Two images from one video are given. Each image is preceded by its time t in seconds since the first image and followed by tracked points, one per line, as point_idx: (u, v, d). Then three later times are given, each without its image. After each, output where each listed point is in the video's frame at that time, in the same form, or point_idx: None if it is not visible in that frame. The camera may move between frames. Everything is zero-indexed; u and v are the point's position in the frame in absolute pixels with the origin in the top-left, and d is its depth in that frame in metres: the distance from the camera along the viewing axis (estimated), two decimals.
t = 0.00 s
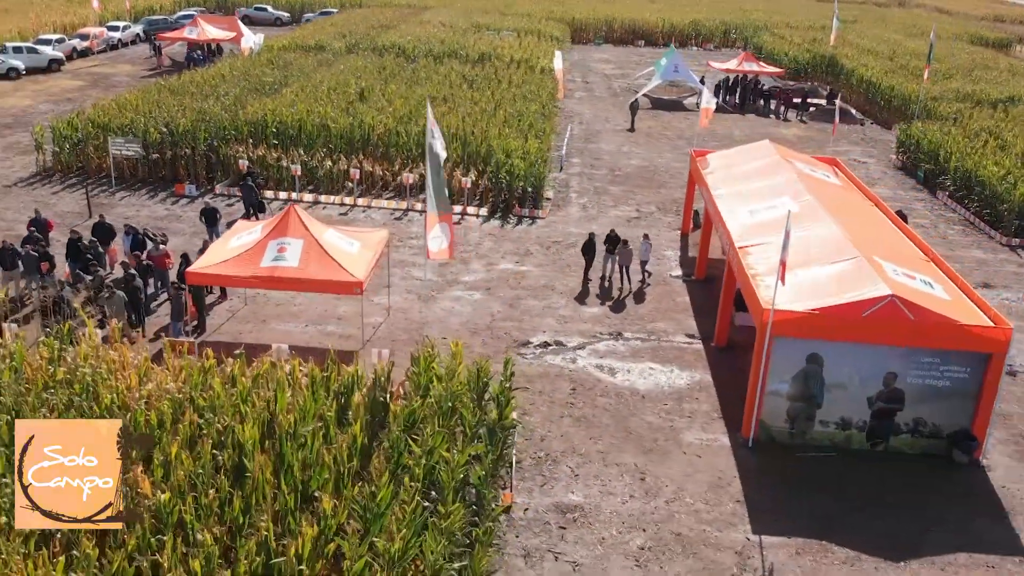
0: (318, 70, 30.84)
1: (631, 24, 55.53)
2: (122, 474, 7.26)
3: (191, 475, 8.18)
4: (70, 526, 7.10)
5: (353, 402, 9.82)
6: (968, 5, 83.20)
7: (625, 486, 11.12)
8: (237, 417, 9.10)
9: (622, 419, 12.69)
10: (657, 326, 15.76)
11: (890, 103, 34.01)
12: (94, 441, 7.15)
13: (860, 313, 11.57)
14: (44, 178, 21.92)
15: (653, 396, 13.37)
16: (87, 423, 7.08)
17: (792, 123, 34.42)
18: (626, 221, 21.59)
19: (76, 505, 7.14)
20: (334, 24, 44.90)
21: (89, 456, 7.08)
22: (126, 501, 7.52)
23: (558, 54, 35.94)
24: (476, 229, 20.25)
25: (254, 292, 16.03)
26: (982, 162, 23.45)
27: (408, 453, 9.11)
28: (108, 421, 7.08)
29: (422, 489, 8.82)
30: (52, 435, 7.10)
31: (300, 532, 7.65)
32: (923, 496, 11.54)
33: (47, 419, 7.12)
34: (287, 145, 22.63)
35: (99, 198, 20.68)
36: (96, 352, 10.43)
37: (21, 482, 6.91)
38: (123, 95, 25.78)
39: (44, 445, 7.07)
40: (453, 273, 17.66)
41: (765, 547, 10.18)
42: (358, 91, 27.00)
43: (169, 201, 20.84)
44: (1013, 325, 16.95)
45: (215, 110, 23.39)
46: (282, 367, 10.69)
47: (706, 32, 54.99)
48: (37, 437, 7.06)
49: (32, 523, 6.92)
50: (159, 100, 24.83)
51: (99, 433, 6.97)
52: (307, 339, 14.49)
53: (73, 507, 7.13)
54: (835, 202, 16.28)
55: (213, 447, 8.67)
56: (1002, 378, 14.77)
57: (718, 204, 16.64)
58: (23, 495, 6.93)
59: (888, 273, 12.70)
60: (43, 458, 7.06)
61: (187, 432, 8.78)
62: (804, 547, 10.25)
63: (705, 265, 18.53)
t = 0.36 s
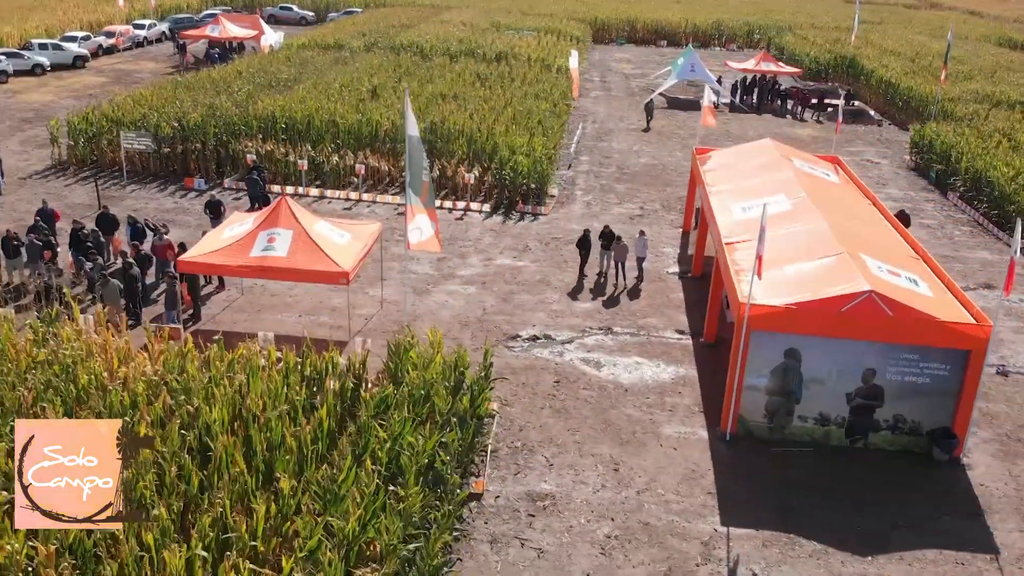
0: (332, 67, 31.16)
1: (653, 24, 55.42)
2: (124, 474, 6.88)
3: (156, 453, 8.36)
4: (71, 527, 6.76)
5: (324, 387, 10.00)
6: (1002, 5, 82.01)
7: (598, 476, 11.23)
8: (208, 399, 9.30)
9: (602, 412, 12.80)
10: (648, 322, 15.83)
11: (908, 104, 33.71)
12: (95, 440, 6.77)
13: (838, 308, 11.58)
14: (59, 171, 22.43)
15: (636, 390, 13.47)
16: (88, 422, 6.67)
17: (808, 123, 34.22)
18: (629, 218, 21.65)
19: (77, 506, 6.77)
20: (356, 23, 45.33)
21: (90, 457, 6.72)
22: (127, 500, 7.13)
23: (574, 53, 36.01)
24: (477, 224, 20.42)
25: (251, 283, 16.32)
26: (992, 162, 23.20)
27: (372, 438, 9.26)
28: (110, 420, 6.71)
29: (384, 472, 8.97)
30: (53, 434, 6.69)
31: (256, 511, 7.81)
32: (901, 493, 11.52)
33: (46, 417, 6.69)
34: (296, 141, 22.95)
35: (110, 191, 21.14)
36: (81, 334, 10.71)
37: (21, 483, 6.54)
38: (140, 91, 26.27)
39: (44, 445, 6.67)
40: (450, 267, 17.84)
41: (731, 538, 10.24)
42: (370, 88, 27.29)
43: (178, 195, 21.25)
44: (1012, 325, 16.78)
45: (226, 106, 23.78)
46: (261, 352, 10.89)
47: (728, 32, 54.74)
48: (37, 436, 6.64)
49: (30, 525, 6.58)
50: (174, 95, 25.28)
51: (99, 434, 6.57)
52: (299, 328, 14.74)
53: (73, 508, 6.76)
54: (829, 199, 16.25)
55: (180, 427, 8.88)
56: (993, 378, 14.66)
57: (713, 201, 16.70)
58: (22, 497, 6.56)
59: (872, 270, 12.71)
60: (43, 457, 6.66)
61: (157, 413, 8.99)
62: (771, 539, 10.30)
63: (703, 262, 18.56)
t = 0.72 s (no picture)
0: (349, 65, 31.55)
1: (678, 25, 55.30)
2: (124, 474, 6.94)
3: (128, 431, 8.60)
4: (70, 526, 6.81)
5: (302, 372, 10.22)
6: None
7: (573, 466, 11.36)
8: (185, 382, 9.53)
9: (585, 404, 12.92)
10: (641, 318, 15.91)
11: (927, 105, 33.38)
12: (95, 440, 6.82)
13: (818, 304, 11.61)
14: (76, 164, 22.96)
15: (622, 383, 13.57)
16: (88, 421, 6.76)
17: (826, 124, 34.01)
18: (633, 215, 21.72)
19: (78, 506, 6.82)
20: (379, 22, 45.82)
21: (90, 456, 6.77)
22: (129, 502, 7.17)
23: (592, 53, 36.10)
24: (481, 220, 20.60)
25: (252, 274, 16.63)
26: (1005, 164, 22.96)
27: (341, 422, 9.42)
28: (110, 419, 6.80)
29: (350, 456, 9.13)
30: (52, 434, 6.76)
31: (217, 489, 8.03)
32: (882, 490, 11.49)
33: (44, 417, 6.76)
34: (307, 137, 23.30)
35: (124, 183, 21.61)
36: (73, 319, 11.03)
37: (20, 483, 6.59)
38: (159, 87, 26.80)
39: (43, 445, 6.74)
40: (449, 261, 18.04)
41: (700, 529, 10.32)
42: (384, 86, 27.60)
43: (190, 188, 21.66)
44: (1011, 326, 16.63)
45: (240, 102, 24.20)
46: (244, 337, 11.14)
47: (754, 33, 54.43)
48: (36, 437, 6.72)
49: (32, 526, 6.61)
50: (191, 91, 25.75)
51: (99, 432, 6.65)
52: (294, 317, 15.01)
53: (75, 509, 6.81)
54: (826, 197, 16.21)
55: (154, 408, 9.12)
56: (986, 378, 14.55)
57: (710, 198, 16.77)
58: (22, 497, 6.60)
59: (857, 267, 12.72)
60: (43, 458, 6.73)
61: (134, 393, 9.24)
62: (740, 531, 10.36)
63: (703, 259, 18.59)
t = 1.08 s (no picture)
0: (366, 63, 31.89)
1: (703, 25, 55.10)
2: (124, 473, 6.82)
3: (108, 411, 8.87)
4: (70, 526, 6.72)
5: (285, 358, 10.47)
6: None
7: (554, 456, 11.49)
8: (167, 366, 9.80)
9: (571, 397, 13.03)
10: (636, 314, 15.98)
11: (948, 107, 33.05)
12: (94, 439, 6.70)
13: (801, 299, 11.64)
14: (94, 158, 23.47)
15: (610, 378, 13.67)
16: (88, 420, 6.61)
17: (844, 124, 33.77)
18: (640, 213, 21.77)
19: (77, 506, 6.72)
20: (401, 22, 46.20)
21: (90, 456, 6.65)
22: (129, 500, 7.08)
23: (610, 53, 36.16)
24: (487, 217, 20.76)
25: (255, 266, 16.93)
26: (1018, 164, 22.73)
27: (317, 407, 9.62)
28: (109, 420, 6.63)
29: (323, 441, 9.33)
30: (53, 434, 6.65)
31: (187, 468, 8.29)
32: (866, 486, 11.48)
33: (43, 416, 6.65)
34: (319, 133, 23.62)
35: (139, 177, 22.05)
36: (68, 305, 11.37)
37: (20, 483, 6.48)
38: (178, 83, 27.28)
39: (43, 445, 6.63)
40: (451, 256, 18.22)
41: (674, 520, 10.42)
42: (398, 83, 27.87)
43: (202, 182, 22.05)
44: (1012, 328, 16.48)
45: (255, 99, 24.59)
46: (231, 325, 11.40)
47: (779, 33, 54.07)
48: (36, 436, 6.62)
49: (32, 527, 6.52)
50: (208, 87, 26.19)
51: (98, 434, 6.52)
52: (293, 307, 15.26)
53: (74, 509, 6.71)
54: (825, 195, 16.19)
55: (134, 390, 9.39)
56: (981, 378, 14.47)
57: (708, 196, 16.83)
58: (22, 497, 6.51)
59: (845, 263, 12.75)
60: (43, 458, 6.62)
61: (117, 376, 9.51)
62: (714, 523, 10.44)
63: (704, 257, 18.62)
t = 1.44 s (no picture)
0: (385, 61, 32.21)
1: (729, 26, 54.83)
2: (122, 473, 7.20)
3: (92, 390, 9.17)
4: (70, 526, 7.01)
5: (271, 343, 10.73)
6: None
7: (536, 446, 11.64)
8: (154, 349, 10.08)
9: (560, 389, 13.17)
10: (634, 309, 16.08)
11: (970, 109, 32.69)
12: (93, 439, 7.10)
13: (785, 295, 11.69)
14: (114, 151, 23.96)
15: (601, 372, 13.78)
16: (86, 423, 7.02)
17: (864, 126, 33.52)
18: (647, 211, 21.83)
19: (75, 506, 7.03)
20: (425, 21, 46.52)
21: (90, 456, 7.04)
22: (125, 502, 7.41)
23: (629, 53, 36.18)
24: (494, 213, 20.95)
25: (260, 258, 17.24)
26: None
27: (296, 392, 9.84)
28: (108, 420, 7.05)
29: (300, 424, 9.55)
30: (53, 435, 7.05)
31: (163, 446, 8.55)
32: (849, 482, 11.51)
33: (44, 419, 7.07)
34: (332, 129, 23.94)
35: (156, 171, 22.50)
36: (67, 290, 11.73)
37: (21, 481, 6.84)
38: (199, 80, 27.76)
39: (45, 445, 7.01)
40: (454, 251, 18.42)
41: (650, 511, 10.53)
42: (414, 81, 28.15)
43: (217, 176, 22.44)
44: (1015, 329, 16.34)
45: (271, 96, 24.96)
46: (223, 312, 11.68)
47: (806, 34, 53.66)
48: (38, 437, 7.00)
49: (31, 523, 6.85)
50: (227, 83, 26.63)
51: (97, 431, 6.91)
52: (293, 297, 15.55)
53: (72, 509, 7.02)
54: (824, 193, 16.17)
55: (120, 371, 9.68)
56: (976, 378, 14.39)
57: (707, 193, 16.89)
58: (23, 495, 6.86)
59: (834, 260, 12.77)
60: (44, 458, 7.00)
61: (104, 357, 9.82)
62: (690, 515, 10.55)
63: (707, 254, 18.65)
